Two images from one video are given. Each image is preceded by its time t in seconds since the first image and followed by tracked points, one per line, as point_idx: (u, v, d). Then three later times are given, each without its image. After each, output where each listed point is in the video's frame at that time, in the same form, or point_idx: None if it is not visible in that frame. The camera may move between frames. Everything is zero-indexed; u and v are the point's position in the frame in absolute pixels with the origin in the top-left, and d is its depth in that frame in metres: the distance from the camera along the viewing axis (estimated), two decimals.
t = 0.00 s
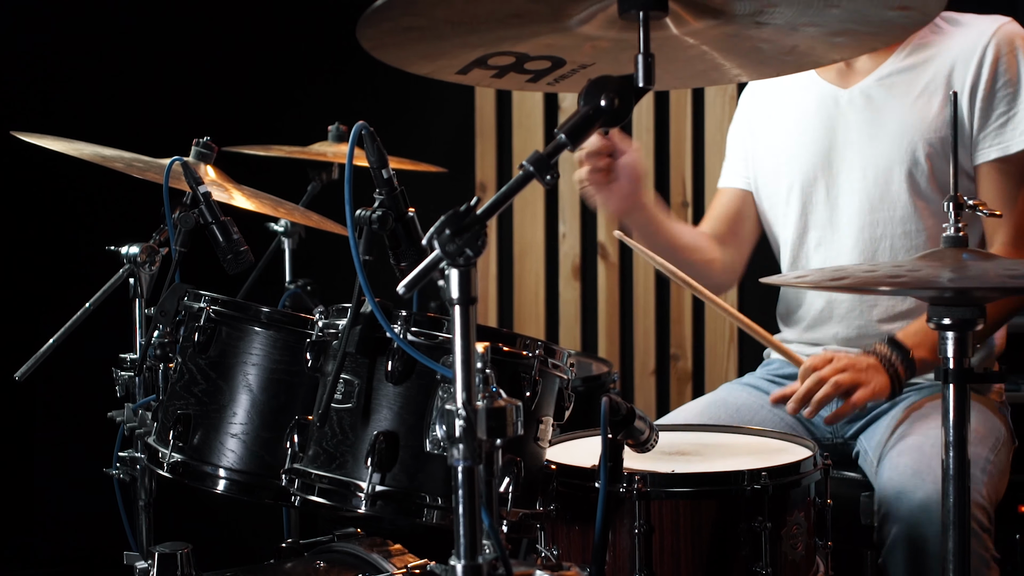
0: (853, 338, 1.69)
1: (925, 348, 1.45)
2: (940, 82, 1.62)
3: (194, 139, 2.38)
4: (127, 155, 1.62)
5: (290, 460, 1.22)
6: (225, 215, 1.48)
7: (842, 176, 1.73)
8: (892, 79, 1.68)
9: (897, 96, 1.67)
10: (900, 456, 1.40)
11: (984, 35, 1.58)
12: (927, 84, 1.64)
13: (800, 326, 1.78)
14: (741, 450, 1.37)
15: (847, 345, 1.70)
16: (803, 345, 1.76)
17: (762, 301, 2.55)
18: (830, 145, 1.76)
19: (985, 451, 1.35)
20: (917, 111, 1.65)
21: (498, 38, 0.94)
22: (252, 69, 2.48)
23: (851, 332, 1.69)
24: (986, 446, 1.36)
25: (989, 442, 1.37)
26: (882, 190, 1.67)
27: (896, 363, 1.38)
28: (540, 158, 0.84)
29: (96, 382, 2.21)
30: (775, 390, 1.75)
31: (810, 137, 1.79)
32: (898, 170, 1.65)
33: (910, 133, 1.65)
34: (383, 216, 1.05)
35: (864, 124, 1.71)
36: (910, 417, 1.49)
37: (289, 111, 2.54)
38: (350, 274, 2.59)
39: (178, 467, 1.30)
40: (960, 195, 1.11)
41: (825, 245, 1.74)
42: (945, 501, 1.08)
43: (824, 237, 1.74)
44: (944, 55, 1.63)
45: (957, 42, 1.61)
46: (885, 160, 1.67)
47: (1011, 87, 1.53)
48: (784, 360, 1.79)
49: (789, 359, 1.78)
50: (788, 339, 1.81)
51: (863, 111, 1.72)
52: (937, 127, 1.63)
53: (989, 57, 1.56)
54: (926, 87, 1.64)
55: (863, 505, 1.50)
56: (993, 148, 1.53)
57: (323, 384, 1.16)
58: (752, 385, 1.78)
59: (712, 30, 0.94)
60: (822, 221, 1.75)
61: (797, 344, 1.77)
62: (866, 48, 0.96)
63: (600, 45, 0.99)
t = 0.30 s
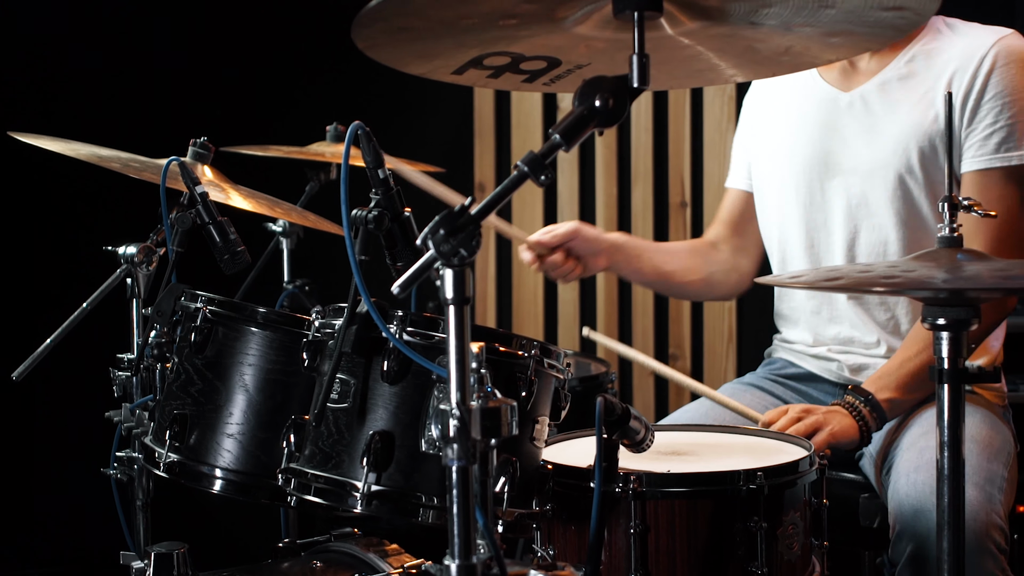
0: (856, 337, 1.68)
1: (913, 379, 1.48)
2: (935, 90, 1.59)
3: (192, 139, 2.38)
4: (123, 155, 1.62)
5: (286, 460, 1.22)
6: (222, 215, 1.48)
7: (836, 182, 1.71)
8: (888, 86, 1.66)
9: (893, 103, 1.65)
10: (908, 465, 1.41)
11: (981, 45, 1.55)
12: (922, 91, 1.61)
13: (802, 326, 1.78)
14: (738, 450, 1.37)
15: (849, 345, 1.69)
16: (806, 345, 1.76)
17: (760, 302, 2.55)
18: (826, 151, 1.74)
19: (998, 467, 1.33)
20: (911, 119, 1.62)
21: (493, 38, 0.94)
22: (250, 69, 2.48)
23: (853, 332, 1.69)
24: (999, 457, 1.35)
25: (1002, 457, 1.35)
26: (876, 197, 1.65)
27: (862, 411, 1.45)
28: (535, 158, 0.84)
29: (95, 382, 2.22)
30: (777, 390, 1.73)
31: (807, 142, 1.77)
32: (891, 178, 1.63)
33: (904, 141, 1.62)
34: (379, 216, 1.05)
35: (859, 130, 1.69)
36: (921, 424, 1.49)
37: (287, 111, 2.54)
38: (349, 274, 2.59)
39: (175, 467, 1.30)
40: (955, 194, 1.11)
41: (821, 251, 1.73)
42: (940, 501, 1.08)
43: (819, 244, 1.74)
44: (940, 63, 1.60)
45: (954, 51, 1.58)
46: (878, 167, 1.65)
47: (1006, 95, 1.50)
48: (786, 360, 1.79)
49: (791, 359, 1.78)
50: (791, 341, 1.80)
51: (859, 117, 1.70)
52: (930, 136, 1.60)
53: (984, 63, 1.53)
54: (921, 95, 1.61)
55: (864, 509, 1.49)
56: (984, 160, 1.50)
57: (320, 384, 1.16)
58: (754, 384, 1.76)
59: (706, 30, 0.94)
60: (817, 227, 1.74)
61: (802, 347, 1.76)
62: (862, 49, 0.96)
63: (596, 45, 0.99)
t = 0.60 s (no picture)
0: (851, 338, 1.68)
1: (905, 360, 1.48)
2: (921, 85, 1.58)
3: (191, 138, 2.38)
4: (121, 155, 1.62)
5: (282, 459, 1.22)
6: (220, 215, 1.48)
7: (833, 181, 1.72)
8: (879, 84, 1.66)
9: (884, 101, 1.64)
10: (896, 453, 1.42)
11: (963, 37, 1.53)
12: (909, 87, 1.60)
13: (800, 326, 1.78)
14: (734, 450, 1.37)
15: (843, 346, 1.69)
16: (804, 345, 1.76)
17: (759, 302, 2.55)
18: (824, 150, 1.75)
19: (980, 452, 1.35)
20: (900, 116, 1.61)
21: (487, 38, 0.94)
22: (249, 68, 2.48)
23: (848, 331, 1.69)
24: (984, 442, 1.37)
25: (987, 440, 1.37)
26: (869, 195, 1.65)
27: (845, 389, 1.46)
28: (528, 158, 0.84)
29: (93, 382, 2.22)
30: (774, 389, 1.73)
31: (807, 142, 1.78)
32: (883, 176, 1.63)
33: (893, 138, 1.62)
34: (374, 216, 1.05)
35: (854, 129, 1.69)
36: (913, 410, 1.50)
37: (286, 110, 2.54)
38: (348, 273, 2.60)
39: (172, 466, 1.31)
40: (950, 194, 1.12)
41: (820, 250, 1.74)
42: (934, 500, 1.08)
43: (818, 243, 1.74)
44: (926, 57, 1.58)
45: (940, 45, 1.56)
46: (871, 166, 1.65)
47: (987, 86, 1.47)
48: (784, 361, 1.78)
49: (789, 359, 1.77)
50: (789, 340, 1.81)
51: (853, 116, 1.70)
52: (919, 132, 1.59)
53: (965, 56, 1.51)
54: (908, 91, 1.60)
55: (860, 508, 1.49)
56: (968, 153, 1.47)
57: (315, 383, 1.16)
58: (754, 386, 1.75)
59: (700, 30, 0.94)
60: (816, 226, 1.75)
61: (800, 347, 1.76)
62: (856, 49, 0.96)
63: (590, 45, 0.99)
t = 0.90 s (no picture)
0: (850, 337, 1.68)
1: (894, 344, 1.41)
2: (917, 81, 1.58)
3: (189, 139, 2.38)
4: (118, 155, 1.62)
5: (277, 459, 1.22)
6: (216, 215, 1.48)
7: (831, 179, 1.72)
8: (876, 81, 1.66)
9: (880, 97, 1.65)
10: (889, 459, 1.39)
11: (956, 31, 1.52)
12: (904, 83, 1.60)
13: (802, 323, 1.78)
14: (731, 450, 1.38)
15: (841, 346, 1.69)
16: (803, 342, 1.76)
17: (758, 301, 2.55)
18: (822, 148, 1.75)
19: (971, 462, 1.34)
20: (897, 112, 1.61)
21: (482, 38, 0.94)
22: (248, 68, 2.49)
23: (847, 330, 1.69)
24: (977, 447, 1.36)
25: (979, 449, 1.36)
26: (866, 192, 1.65)
27: (831, 374, 1.41)
28: (522, 158, 0.84)
29: (91, 382, 2.22)
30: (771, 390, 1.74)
31: (805, 140, 1.79)
32: (880, 172, 1.63)
33: (890, 134, 1.62)
34: (369, 216, 1.05)
35: (852, 126, 1.70)
36: (905, 414, 1.48)
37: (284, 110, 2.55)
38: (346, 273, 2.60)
39: (168, 465, 1.31)
40: (945, 195, 1.12)
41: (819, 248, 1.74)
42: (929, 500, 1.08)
43: (818, 240, 1.74)
44: (922, 52, 1.58)
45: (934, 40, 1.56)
46: (868, 162, 1.65)
47: (980, 77, 1.46)
48: (783, 358, 1.78)
49: (788, 356, 1.77)
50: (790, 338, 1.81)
51: (850, 114, 1.70)
52: (916, 128, 1.59)
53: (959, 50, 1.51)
54: (904, 87, 1.60)
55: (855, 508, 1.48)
56: (964, 142, 1.46)
57: (311, 383, 1.17)
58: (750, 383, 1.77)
59: (695, 31, 0.94)
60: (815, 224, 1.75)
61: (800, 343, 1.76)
62: (850, 49, 0.96)
63: (584, 46, 1.00)
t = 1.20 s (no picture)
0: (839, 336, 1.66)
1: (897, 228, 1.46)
2: (912, 79, 1.59)
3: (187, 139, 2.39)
4: (116, 155, 1.63)
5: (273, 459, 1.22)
6: (213, 215, 1.48)
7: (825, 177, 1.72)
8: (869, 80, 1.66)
9: (874, 96, 1.65)
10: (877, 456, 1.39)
11: (951, 28, 1.53)
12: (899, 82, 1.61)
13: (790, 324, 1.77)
14: (727, 449, 1.38)
15: (830, 344, 1.67)
16: (794, 343, 1.75)
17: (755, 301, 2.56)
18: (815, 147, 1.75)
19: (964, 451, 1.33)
20: (892, 110, 1.62)
21: (477, 38, 0.94)
22: (246, 69, 2.49)
23: (835, 329, 1.67)
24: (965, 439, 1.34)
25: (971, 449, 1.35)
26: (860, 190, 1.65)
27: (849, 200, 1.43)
28: (517, 158, 0.84)
29: (89, 381, 2.22)
30: (765, 391, 1.74)
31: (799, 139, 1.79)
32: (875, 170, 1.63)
33: (885, 132, 1.62)
34: (365, 215, 1.05)
35: (846, 125, 1.70)
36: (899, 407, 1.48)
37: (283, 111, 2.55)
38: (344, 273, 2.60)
39: (165, 465, 1.31)
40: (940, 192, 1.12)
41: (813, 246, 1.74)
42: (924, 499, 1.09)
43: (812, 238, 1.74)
44: (915, 50, 1.59)
45: (928, 38, 1.56)
46: (863, 160, 1.65)
47: (984, 67, 1.46)
48: (774, 360, 1.78)
49: (778, 358, 1.77)
50: (779, 338, 1.80)
51: (844, 113, 1.70)
52: (911, 126, 1.59)
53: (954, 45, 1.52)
54: (898, 85, 1.61)
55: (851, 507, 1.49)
56: (969, 129, 1.45)
57: (307, 382, 1.17)
58: (743, 385, 1.77)
59: (690, 32, 0.94)
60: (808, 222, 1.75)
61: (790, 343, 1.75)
62: (844, 49, 0.96)
63: (579, 46, 1.00)
